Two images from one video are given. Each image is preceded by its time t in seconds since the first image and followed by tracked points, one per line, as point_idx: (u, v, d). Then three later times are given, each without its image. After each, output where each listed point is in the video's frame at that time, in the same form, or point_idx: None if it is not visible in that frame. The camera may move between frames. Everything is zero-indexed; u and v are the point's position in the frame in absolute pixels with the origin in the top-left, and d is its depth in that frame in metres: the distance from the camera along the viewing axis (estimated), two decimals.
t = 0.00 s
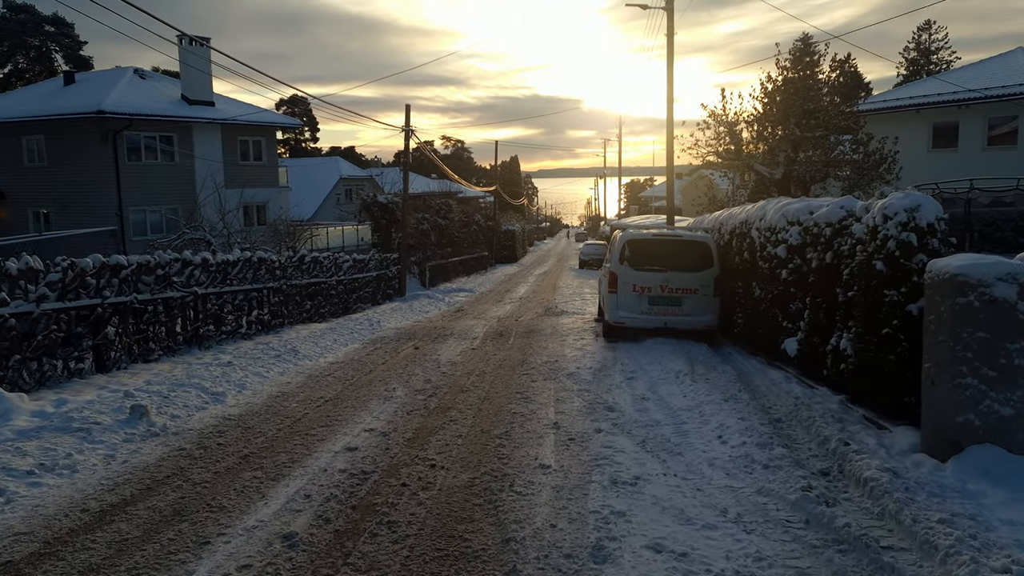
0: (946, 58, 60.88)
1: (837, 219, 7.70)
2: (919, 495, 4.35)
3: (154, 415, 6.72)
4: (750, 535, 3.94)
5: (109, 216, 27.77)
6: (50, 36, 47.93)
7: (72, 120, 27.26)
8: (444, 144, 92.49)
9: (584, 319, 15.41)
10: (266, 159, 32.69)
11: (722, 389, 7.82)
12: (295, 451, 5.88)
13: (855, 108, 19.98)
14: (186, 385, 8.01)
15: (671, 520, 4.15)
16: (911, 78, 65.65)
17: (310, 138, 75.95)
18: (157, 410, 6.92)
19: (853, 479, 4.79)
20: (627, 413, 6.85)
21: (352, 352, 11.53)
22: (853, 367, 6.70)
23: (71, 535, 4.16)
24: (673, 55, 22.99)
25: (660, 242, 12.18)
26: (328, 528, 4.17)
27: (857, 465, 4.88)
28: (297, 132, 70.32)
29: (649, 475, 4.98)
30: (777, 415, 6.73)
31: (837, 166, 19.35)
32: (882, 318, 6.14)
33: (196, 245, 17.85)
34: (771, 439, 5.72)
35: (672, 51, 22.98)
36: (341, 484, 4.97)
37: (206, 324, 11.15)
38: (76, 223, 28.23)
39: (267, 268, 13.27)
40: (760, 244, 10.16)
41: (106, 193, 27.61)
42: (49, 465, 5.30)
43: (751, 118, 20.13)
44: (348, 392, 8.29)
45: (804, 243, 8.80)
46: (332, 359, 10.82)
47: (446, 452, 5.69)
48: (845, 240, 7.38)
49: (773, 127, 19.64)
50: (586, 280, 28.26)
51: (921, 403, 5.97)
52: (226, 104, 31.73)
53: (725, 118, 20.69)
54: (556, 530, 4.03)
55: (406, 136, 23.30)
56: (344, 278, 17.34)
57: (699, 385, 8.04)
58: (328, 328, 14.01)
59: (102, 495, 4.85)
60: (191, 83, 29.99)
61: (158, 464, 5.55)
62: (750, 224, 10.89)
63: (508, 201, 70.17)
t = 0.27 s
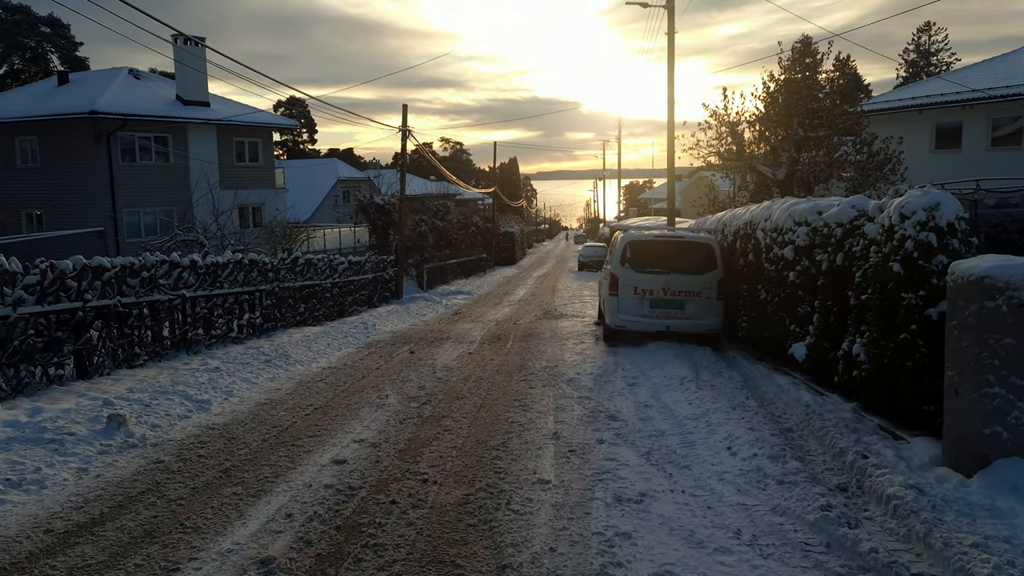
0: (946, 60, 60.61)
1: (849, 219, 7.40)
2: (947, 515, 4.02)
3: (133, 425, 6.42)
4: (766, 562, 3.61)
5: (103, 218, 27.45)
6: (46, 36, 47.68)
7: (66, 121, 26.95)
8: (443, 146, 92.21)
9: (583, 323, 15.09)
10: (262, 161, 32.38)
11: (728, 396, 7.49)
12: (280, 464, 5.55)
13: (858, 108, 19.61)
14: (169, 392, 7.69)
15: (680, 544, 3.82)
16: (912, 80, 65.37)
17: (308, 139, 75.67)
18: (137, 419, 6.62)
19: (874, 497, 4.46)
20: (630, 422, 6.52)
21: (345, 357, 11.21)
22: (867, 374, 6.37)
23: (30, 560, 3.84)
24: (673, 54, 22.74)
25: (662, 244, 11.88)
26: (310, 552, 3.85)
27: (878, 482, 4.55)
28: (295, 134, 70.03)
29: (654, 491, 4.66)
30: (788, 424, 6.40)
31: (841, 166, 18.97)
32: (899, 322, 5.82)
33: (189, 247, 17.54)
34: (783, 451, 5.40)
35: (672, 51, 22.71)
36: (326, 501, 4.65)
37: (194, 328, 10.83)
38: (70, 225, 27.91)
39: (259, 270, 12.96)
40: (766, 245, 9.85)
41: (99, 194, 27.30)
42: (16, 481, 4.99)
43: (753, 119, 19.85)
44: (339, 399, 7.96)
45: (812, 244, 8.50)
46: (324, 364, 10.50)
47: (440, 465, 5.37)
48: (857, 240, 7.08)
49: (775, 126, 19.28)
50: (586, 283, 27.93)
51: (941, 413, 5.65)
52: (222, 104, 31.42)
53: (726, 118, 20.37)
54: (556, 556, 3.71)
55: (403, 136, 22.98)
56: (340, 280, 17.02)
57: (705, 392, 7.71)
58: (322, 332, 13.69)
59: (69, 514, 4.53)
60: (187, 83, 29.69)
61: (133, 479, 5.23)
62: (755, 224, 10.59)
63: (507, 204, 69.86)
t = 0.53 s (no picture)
0: (945, 61, 60.47)
1: (859, 218, 7.11)
2: (977, 535, 3.72)
3: (109, 435, 6.12)
4: None
5: (96, 219, 27.11)
6: (41, 37, 47.38)
7: (58, 121, 26.62)
8: (441, 147, 91.96)
9: (582, 325, 14.78)
10: (257, 161, 32.06)
11: (733, 403, 7.18)
12: (261, 477, 5.24)
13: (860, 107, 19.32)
14: (150, 399, 7.39)
15: (689, 569, 3.52)
16: (910, 81, 65.19)
17: (305, 141, 75.37)
18: (114, 428, 6.31)
19: (896, 514, 4.15)
20: (632, 431, 6.22)
21: (338, 361, 10.90)
22: (880, 380, 6.07)
23: None
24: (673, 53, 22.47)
25: (661, 244, 11.60)
26: None
27: (900, 498, 4.24)
28: (292, 135, 69.70)
29: (659, 508, 4.35)
30: (798, 433, 6.09)
31: (843, 166, 18.64)
32: (916, 327, 5.52)
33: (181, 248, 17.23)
34: (795, 463, 5.09)
35: (672, 49, 22.44)
36: (307, 519, 4.33)
37: (181, 332, 10.52)
38: (62, 226, 27.58)
39: (250, 271, 12.65)
40: (771, 246, 9.56)
41: (92, 195, 26.96)
42: None
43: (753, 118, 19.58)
44: (328, 406, 7.65)
45: (819, 245, 8.21)
46: (315, 368, 10.18)
47: (431, 479, 5.05)
48: (868, 241, 6.79)
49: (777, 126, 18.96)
50: (584, 284, 27.68)
51: (960, 422, 5.36)
52: (216, 104, 31.12)
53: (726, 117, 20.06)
54: None
55: (399, 136, 22.66)
56: (333, 282, 16.71)
57: (709, 398, 7.40)
58: (315, 335, 13.37)
59: (30, 534, 4.22)
60: (180, 82, 29.38)
61: (104, 494, 4.92)
62: (758, 224, 10.29)
63: (504, 205, 69.58)
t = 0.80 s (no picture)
0: (943, 63, 60.30)
1: (870, 220, 6.83)
2: (1012, 563, 3.42)
3: (84, 448, 5.82)
4: None
5: (88, 222, 26.78)
6: (35, 38, 47.08)
7: (49, 122, 26.31)
8: (438, 149, 91.66)
9: (580, 329, 14.49)
10: (252, 163, 31.74)
11: (740, 412, 6.89)
12: (243, 495, 4.93)
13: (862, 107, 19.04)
14: (131, 409, 7.09)
15: None
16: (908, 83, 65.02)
17: (302, 143, 75.06)
18: (90, 441, 6.01)
19: (921, 538, 3.86)
20: (634, 444, 5.92)
21: (330, 366, 10.60)
22: (895, 389, 5.79)
23: None
24: (672, 53, 22.21)
25: (661, 246, 11.33)
26: None
27: (926, 520, 3.94)
28: (288, 137, 69.37)
29: (666, 530, 4.06)
30: (810, 446, 5.80)
31: (845, 168, 18.36)
32: (934, 334, 5.24)
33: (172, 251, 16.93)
34: (809, 480, 4.80)
35: (671, 49, 22.17)
36: (288, 542, 4.03)
37: (167, 337, 10.21)
38: (54, 229, 27.26)
39: (241, 274, 12.36)
40: (775, 249, 9.28)
41: (84, 197, 26.65)
42: None
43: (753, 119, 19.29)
44: (318, 415, 7.34)
45: (827, 247, 7.94)
46: (306, 374, 9.87)
47: (422, 497, 4.75)
48: (881, 243, 6.51)
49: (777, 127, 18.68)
50: (583, 287, 27.39)
51: (981, 435, 5.07)
52: (210, 105, 30.82)
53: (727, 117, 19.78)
54: None
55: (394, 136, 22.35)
56: (328, 285, 16.42)
57: (714, 408, 7.11)
58: (308, 339, 13.07)
59: None
60: (174, 83, 29.09)
61: (73, 514, 4.61)
62: (762, 226, 10.01)
63: (501, 207, 69.29)
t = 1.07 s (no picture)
0: (939, 66, 60.27)
1: (883, 220, 6.55)
2: None
3: (57, 461, 5.51)
4: None
5: (79, 224, 26.43)
6: (28, 39, 46.71)
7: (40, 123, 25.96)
8: (435, 151, 91.39)
9: (579, 333, 14.21)
10: (246, 164, 31.42)
11: (747, 421, 6.60)
12: (223, 512, 4.63)
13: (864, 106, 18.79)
14: (111, 418, 6.77)
15: None
16: (905, 85, 64.97)
17: (298, 145, 74.72)
18: (64, 454, 5.70)
19: (952, 561, 3.58)
20: (638, 455, 5.63)
21: (322, 372, 10.29)
22: (912, 397, 5.51)
23: None
24: (671, 52, 21.97)
25: (662, 248, 11.04)
26: None
27: (957, 542, 3.66)
28: (283, 138, 69.05)
29: (677, 553, 3.77)
30: (822, 458, 5.52)
31: (847, 169, 18.11)
32: (956, 340, 4.97)
33: (163, 254, 16.62)
34: (825, 495, 4.51)
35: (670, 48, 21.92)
36: (268, 567, 3.73)
37: (153, 341, 9.89)
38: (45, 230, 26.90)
39: (231, 277, 12.05)
40: (781, 250, 9.01)
41: (75, 199, 26.29)
42: None
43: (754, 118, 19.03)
44: (306, 424, 7.02)
45: (837, 248, 7.67)
46: (297, 380, 9.55)
47: (414, 514, 4.45)
48: (895, 245, 6.24)
49: (777, 127, 18.40)
50: (580, 290, 27.12)
51: (1006, 447, 4.80)
52: (204, 105, 30.50)
53: (727, 116, 19.52)
54: None
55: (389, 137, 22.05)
56: (321, 287, 16.12)
57: (720, 415, 6.82)
58: (300, 343, 12.76)
59: None
60: (167, 83, 28.77)
61: (39, 534, 4.30)
62: (766, 227, 9.74)
63: (498, 209, 69.00)
